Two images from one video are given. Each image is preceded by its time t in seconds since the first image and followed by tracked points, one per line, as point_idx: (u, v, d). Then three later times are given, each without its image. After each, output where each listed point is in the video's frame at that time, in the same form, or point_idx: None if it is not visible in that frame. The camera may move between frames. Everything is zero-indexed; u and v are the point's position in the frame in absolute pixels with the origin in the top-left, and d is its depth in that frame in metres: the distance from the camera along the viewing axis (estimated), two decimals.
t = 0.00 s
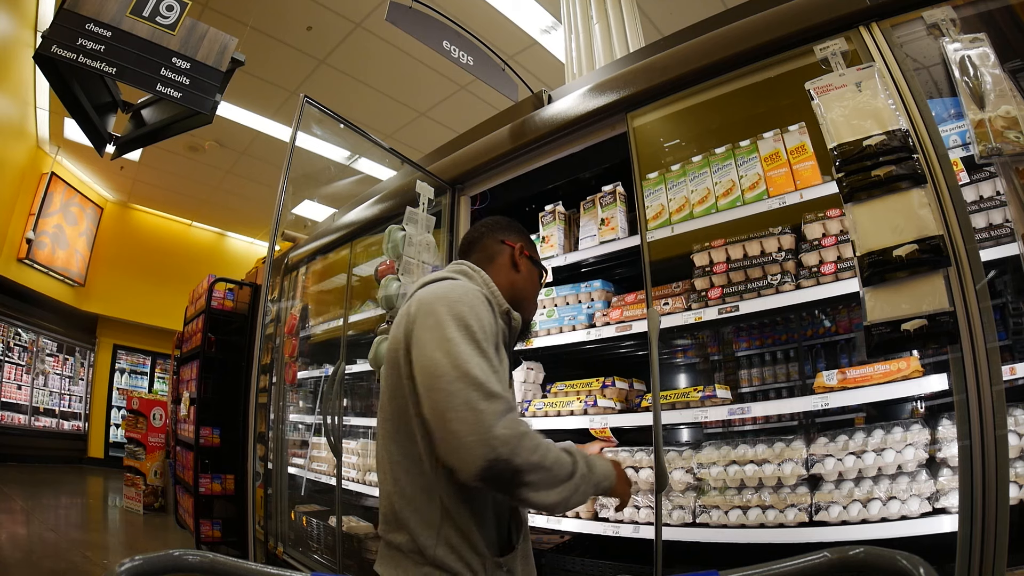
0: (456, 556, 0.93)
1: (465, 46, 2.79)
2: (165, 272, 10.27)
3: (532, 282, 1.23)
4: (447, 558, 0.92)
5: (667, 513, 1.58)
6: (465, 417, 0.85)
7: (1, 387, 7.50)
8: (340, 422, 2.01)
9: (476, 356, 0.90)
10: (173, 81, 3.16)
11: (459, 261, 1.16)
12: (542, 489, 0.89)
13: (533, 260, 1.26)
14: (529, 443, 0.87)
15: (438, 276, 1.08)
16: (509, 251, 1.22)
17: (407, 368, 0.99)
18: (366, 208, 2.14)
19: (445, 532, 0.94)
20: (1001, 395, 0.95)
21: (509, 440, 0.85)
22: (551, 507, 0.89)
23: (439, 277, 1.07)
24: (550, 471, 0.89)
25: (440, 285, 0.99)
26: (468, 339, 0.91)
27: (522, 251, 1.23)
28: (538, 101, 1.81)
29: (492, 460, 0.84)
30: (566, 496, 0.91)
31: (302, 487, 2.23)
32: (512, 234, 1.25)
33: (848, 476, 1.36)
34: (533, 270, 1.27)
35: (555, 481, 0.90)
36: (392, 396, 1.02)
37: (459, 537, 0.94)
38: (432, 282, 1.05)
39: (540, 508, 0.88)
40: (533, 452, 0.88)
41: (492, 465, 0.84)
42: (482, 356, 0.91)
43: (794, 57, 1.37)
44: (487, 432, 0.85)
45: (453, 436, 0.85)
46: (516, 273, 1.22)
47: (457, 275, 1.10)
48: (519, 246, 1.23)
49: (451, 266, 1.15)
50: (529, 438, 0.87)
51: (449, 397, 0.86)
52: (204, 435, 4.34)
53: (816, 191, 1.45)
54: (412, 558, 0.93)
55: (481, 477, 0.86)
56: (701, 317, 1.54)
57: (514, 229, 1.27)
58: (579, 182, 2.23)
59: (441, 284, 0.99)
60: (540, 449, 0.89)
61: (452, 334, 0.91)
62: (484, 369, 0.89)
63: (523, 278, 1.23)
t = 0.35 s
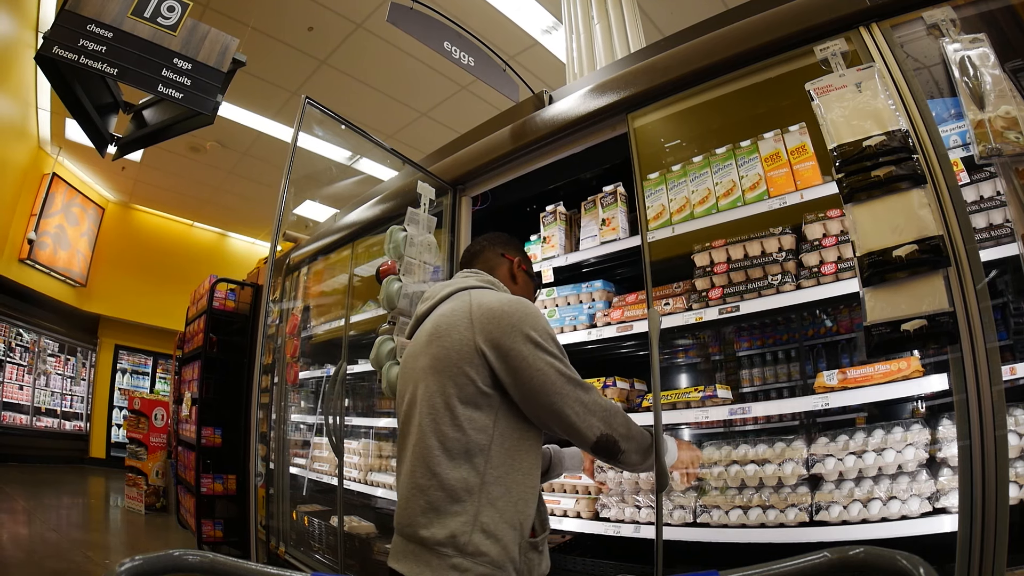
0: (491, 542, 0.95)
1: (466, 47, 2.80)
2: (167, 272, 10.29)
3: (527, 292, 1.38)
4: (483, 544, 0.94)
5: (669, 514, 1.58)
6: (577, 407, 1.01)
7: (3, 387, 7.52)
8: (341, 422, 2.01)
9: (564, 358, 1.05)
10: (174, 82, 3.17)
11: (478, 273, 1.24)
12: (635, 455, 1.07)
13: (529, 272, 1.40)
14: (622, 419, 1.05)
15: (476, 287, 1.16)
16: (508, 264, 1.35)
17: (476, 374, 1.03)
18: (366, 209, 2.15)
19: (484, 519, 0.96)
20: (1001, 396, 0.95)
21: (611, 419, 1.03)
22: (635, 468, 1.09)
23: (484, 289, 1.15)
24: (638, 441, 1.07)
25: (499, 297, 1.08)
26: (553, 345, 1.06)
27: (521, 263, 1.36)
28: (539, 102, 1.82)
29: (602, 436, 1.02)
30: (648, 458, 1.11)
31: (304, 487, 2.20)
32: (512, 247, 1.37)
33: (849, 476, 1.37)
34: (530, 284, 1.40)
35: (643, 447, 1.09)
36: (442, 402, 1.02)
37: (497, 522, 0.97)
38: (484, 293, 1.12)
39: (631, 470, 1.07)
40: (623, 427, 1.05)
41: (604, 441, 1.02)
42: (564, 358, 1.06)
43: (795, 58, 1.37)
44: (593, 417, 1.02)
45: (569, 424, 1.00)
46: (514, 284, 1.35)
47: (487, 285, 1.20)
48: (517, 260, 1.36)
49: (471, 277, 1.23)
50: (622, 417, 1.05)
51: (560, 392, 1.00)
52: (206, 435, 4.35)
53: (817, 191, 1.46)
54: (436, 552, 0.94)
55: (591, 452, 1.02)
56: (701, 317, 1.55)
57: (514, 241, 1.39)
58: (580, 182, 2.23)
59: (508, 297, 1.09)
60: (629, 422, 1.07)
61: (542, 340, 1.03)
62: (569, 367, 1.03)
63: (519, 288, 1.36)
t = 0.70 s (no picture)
0: (497, 539, 0.96)
1: (467, 47, 2.80)
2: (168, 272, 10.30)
3: (520, 292, 1.38)
4: (490, 542, 0.95)
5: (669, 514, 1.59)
6: (569, 410, 1.00)
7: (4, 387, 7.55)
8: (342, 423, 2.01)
9: (558, 360, 1.04)
10: (175, 82, 3.18)
11: (476, 276, 1.25)
12: (631, 458, 1.07)
13: (521, 273, 1.40)
14: (616, 423, 1.04)
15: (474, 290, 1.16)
16: (500, 265, 1.35)
17: (472, 375, 1.03)
18: (366, 209, 2.14)
19: (489, 517, 0.96)
20: (1001, 396, 0.95)
21: (605, 424, 1.03)
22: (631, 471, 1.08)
23: (481, 292, 1.15)
24: (633, 443, 1.07)
25: (496, 299, 1.08)
26: (548, 346, 1.05)
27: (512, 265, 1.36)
28: (539, 102, 1.82)
29: (595, 440, 1.01)
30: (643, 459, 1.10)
31: (305, 487, 2.24)
32: (502, 249, 1.37)
33: (849, 476, 1.37)
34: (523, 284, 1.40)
35: (638, 450, 1.08)
36: (441, 402, 1.03)
37: (502, 520, 0.97)
38: (481, 294, 1.13)
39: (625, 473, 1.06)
40: (618, 429, 1.04)
41: (597, 444, 1.01)
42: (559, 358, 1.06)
43: (795, 58, 1.37)
44: (585, 419, 1.01)
45: (562, 427, 0.99)
46: (507, 284, 1.35)
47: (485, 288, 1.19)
48: (509, 261, 1.36)
49: (468, 280, 1.23)
50: (616, 419, 1.04)
51: (552, 393, 0.99)
52: (208, 435, 4.35)
53: (817, 191, 1.47)
54: (448, 551, 0.94)
55: (583, 456, 1.02)
56: (702, 317, 1.55)
57: (506, 243, 1.39)
58: (580, 183, 2.24)
59: (504, 298, 1.09)
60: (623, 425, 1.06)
61: (537, 341, 1.03)
62: (565, 369, 1.03)
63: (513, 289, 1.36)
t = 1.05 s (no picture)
0: (489, 540, 0.96)
1: (467, 48, 2.80)
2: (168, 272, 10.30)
3: (528, 296, 1.37)
4: (482, 542, 0.95)
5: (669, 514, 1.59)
6: (558, 415, 0.98)
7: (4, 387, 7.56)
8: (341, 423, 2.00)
9: (551, 363, 1.03)
10: (176, 82, 3.18)
11: (477, 276, 1.24)
12: (623, 467, 1.05)
13: (530, 277, 1.39)
14: (604, 431, 1.03)
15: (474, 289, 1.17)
16: (508, 268, 1.35)
17: (465, 373, 1.03)
18: (366, 208, 2.14)
19: (481, 518, 0.96)
20: (1001, 396, 0.96)
21: (596, 430, 1.01)
22: (623, 481, 1.05)
23: (480, 291, 1.15)
24: (626, 452, 1.05)
25: (493, 299, 1.08)
26: (541, 349, 1.04)
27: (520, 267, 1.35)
28: (540, 103, 1.82)
29: (581, 448, 0.99)
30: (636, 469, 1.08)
31: (305, 487, 2.25)
32: (510, 250, 1.37)
33: (849, 476, 1.37)
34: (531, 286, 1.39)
35: (630, 458, 1.06)
36: (436, 400, 1.03)
37: (494, 520, 0.97)
38: (478, 294, 1.13)
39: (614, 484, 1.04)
40: (609, 437, 1.03)
41: (586, 450, 1.00)
42: (551, 362, 1.04)
43: (795, 58, 1.37)
44: (573, 426, 1.00)
45: (551, 431, 0.98)
46: (514, 286, 1.35)
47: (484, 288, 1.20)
48: (517, 264, 1.35)
49: (470, 280, 1.23)
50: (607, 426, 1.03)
51: (538, 398, 0.97)
52: (208, 435, 4.35)
53: (817, 191, 1.47)
54: (441, 549, 0.95)
55: (573, 464, 1.00)
56: (702, 317, 1.55)
57: (513, 245, 1.39)
58: (580, 183, 2.24)
59: (501, 299, 1.09)
60: (615, 433, 1.04)
61: (529, 343, 1.01)
62: (558, 372, 1.02)
63: (520, 291, 1.35)
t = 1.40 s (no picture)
0: (483, 542, 0.95)
1: (467, 47, 2.80)
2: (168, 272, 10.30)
3: (522, 288, 1.36)
4: (476, 545, 0.94)
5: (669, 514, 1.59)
6: (558, 413, 0.99)
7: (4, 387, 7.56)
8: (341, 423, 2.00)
9: (550, 362, 1.03)
10: (176, 82, 3.18)
11: (471, 275, 1.25)
12: (628, 462, 1.05)
13: (524, 270, 1.38)
14: (612, 425, 1.03)
15: (469, 291, 1.17)
16: (501, 262, 1.34)
17: (460, 376, 1.03)
18: (366, 208, 2.14)
19: (476, 520, 0.96)
20: (1001, 396, 0.95)
21: (598, 426, 1.02)
22: (633, 473, 1.06)
23: (475, 293, 1.15)
24: (630, 447, 1.05)
25: (488, 300, 1.09)
26: (541, 348, 1.04)
27: (512, 260, 1.35)
28: (539, 102, 1.82)
29: (590, 440, 1.00)
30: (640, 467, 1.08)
31: (305, 487, 2.25)
32: (504, 245, 1.37)
33: (849, 476, 1.37)
34: (525, 279, 1.38)
35: (636, 453, 1.06)
36: (431, 406, 1.03)
37: (489, 522, 0.97)
38: (473, 296, 1.13)
39: (624, 476, 1.04)
40: (612, 433, 1.03)
41: (587, 446, 1.00)
42: (555, 360, 1.05)
43: (795, 58, 1.37)
44: (574, 423, 1.00)
45: (554, 427, 0.99)
46: (507, 281, 1.34)
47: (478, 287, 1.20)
48: (510, 258, 1.35)
49: (465, 280, 1.23)
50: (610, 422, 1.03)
51: (544, 394, 0.98)
52: (208, 435, 4.35)
53: (817, 191, 1.47)
54: (435, 552, 0.94)
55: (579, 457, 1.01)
56: (702, 317, 1.55)
57: (505, 240, 1.38)
58: (580, 183, 2.24)
59: (495, 300, 1.09)
60: (620, 428, 1.04)
61: (529, 343, 1.02)
62: (557, 370, 1.02)
63: (512, 283, 1.35)
